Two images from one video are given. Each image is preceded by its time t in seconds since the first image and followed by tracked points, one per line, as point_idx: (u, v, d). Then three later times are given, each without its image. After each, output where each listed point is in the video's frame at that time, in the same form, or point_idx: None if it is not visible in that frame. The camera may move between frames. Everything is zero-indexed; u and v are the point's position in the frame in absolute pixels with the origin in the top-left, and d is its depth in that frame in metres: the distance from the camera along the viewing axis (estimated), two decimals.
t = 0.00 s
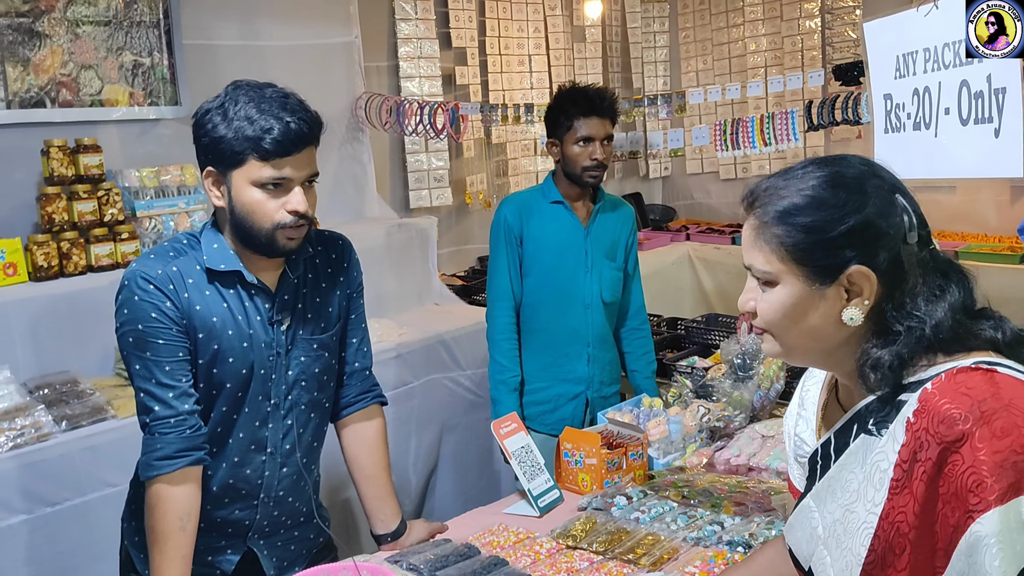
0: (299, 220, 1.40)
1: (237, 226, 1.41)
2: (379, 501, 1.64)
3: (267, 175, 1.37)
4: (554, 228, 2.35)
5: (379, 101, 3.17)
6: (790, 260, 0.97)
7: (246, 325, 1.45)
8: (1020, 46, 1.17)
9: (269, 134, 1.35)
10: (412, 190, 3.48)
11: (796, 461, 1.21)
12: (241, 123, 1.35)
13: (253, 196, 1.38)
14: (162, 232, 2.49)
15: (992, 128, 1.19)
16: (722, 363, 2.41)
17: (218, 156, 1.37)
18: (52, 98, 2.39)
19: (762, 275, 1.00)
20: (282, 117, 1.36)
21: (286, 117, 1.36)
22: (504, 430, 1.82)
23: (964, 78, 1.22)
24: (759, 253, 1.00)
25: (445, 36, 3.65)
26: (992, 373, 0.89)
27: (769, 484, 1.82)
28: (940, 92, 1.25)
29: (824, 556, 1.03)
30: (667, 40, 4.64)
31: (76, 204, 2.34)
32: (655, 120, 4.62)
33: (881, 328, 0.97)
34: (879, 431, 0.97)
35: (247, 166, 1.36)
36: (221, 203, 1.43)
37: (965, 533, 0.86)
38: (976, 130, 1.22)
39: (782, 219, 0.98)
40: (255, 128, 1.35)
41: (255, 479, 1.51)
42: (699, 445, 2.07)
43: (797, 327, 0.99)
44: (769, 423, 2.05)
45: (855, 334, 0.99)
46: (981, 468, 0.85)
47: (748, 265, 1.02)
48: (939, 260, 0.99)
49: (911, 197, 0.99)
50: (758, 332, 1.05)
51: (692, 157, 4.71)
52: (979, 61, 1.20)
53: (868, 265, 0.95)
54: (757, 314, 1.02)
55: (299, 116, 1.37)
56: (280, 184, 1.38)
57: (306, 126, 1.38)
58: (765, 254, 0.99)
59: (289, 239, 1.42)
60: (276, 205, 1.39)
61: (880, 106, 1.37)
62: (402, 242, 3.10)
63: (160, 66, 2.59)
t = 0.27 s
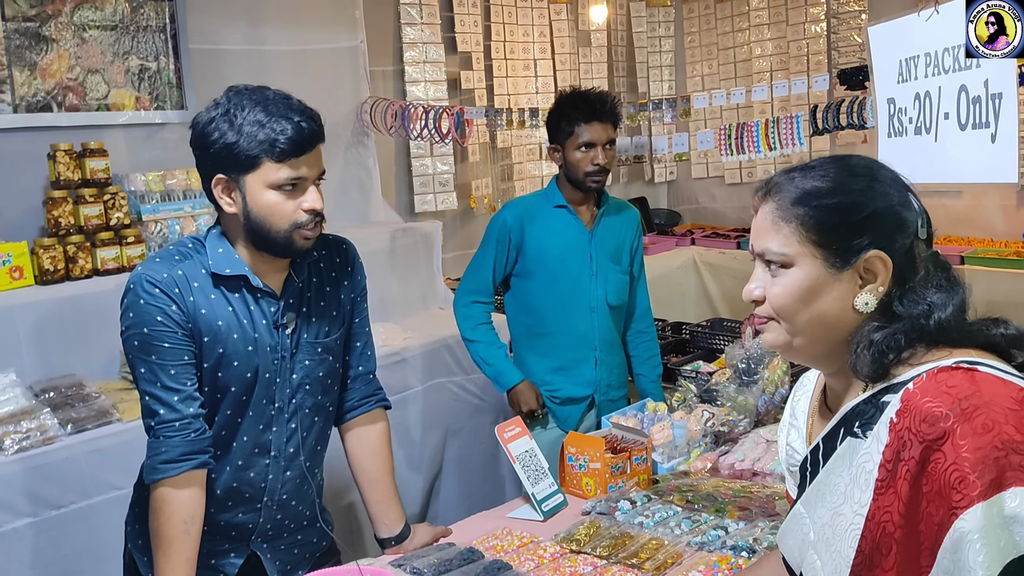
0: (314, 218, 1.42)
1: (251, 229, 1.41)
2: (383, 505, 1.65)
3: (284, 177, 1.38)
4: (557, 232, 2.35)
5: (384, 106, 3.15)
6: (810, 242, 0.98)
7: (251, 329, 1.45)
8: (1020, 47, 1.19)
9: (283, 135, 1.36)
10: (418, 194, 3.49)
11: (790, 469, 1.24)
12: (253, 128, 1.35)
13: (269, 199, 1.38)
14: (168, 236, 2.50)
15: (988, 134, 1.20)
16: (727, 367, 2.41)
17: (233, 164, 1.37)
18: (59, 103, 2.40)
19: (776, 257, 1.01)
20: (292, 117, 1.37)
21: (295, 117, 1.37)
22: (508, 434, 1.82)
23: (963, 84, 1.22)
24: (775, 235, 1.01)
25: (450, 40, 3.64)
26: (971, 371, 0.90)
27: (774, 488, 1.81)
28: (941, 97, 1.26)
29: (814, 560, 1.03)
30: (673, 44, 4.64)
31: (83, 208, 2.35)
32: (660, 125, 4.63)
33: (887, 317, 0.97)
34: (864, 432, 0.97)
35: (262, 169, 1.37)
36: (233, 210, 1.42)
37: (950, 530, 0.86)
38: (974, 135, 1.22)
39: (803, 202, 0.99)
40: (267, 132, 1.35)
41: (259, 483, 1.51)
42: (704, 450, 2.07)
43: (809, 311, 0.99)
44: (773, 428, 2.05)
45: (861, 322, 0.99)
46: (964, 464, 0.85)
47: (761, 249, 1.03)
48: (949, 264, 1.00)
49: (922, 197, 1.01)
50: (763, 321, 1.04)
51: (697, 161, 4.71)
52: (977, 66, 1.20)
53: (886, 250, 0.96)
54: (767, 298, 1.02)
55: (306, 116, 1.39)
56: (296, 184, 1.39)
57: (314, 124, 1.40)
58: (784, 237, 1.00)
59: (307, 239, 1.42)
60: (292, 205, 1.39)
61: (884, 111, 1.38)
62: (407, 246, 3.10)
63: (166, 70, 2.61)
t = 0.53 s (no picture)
0: (321, 222, 1.42)
1: (258, 234, 1.41)
2: (388, 512, 1.65)
3: (289, 181, 1.39)
4: (561, 240, 2.36)
5: (389, 114, 3.19)
6: (828, 244, 1.00)
7: (257, 336, 1.46)
8: (1020, 46, 1.22)
9: (286, 140, 1.37)
10: (423, 202, 3.50)
11: (800, 473, 1.25)
12: (259, 135, 1.36)
13: (276, 204, 1.39)
14: (174, 243, 2.50)
15: (986, 143, 1.22)
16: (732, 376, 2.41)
17: (236, 170, 1.38)
18: (66, 111, 2.42)
19: (795, 255, 1.03)
20: (295, 122, 1.38)
21: (298, 122, 1.38)
22: (513, 442, 1.82)
23: (961, 93, 1.25)
24: (797, 233, 1.03)
25: (456, 49, 3.66)
26: (980, 380, 0.91)
27: (779, 497, 1.80)
28: (941, 106, 1.29)
29: (820, 564, 1.04)
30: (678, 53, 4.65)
31: (89, 215, 2.36)
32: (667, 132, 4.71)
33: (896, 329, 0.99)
34: (872, 438, 0.98)
35: (268, 174, 1.38)
36: (239, 217, 1.42)
37: (953, 536, 0.88)
38: (972, 143, 1.25)
39: (829, 203, 1.00)
40: (272, 137, 1.36)
41: (263, 491, 1.51)
42: (708, 459, 2.05)
43: (818, 312, 1.02)
44: (778, 436, 2.04)
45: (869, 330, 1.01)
46: (970, 471, 0.87)
47: (782, 245, 1.05)
48: (971, 282, 1.00)
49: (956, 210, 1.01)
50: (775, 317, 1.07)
51: (702, 170, 4.71)
52: (975, 76, 1.22)
53: (902, 262, 0.97)
54: (781, 295, 1.05)
55: (309, 120, 1.40)
56: (302, 188, 1.40)
57: (317, 129, 1.41)
58: (805, 235, 1.02)
59: (313, 244, 1.42)
60: (300, 209, 1.40)
61: (887, 119, 1.40)
62: (412, 254, 3.11)
63: (173, 79, 2.62)
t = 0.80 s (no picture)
0: (317, 229, 1.43)
1: (252, 241, 1.43)
2: (390, 520, 1.66)
3: (282, 189, 1.40)
4: (563, 248, 2.37)
5: (393, 124, 3.20)
6: (862, 255, 0.99)
7: (259, 345, 1.47)
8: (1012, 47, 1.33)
9: (281, 147, 1.38)
10: (426, 211, 3.51)
11: (816, 479, 1.22)
12: (253, 143, 1.38)
13: (270, 211, 1.40)
14: (179, 252, 2.51)
15: (978, 156, 1.24)
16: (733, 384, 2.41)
17: (230, 177, 1.40)
18: (73, 120, 2.44)
19: (826, 267, 1.02)
20: (291, 130, 1.39)
21: (295, 130, 1.40)
22: (514, 450, 1.83)
23: (955, 106, 1.26)
24: (826, 244, 1.02)
25: (460, 58, 3.68)
26: (1012, 393, 0.91)
27: (781, 507, 1.80)
28: (936, 119, 1.31)
29: (836, 569, 1.04)
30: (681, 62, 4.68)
31: (94, 224, 2.38)
32: (667, 142, 4.70)
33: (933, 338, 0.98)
34: (898, 444, 0.98)
35: (262, 181, 1.39)
36: (236, 224, 1.44)
37: (978, 547, 0.88)
38: (963, 157, 1.26)
39: (858, 214, 1.00)
40: (266, 145, 1.38)
41: (266, 498, 1.52)
42: (710, 467, 2.06)
43: (855, 324, 1.00)
44: (780, 445, 2.04)
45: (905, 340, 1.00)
46: (998, 483, 0.87)
47: (812, 257, 1.04)
48: (1002, 285, 1.00)
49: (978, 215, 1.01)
50: (808, 330, 1.06)
51: (705, 178, 4.72)
52: (968, 90, 1.24)
53: (938, 269, 0.97)
54: (814, 308, 1.03)
55: (306, 128, 1.41)
56: (295, 196, 1.41)
57: (314, 136, 1.42)
58: (836, 247, 1.01)
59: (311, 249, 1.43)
60: (293, 216, 1.41)
61: (886, 131, 1.44)
62: (415, 263, 3.12)
63: (178, 88, 2.64)
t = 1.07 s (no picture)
0: (310, 238, 1.44)
1: (248, 248, 1.44)
2: (384, 525, 1.67)
3: (275, 198, 1.42)
4: (556, 254, 2.39)
5: (389, 130, 3.23)
6: (884, 267, 0.98)
7: (256, 351, 1.48)
8: (1017, 47, 1.38)
9: (273, 157, 1.39)
10: (422, 216, 3.53)
11: (820, 483, 1.21)
12: (245, 152, 1.40)
13: (263, 220, 1.42)
14: (177, 258, 2.54)
15: (984, 165, 1.25)
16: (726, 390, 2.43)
17: (223, 186, 1.42)
18: (72, 127, 2.45)
19: (846, 272, 1.02)
20: (283, 139, 1.40)
21: (286, 140, 1.41)
22: (509, 456, 1.84)
23: (956, 117, 1.29)
24: (847, 250, 1.02)
25: (456, 65, 3.70)
26: None
27: (774, 513, 1.82)
28: (933, 129, 1.33)
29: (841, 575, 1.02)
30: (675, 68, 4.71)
31: (94, 230, 2.39)
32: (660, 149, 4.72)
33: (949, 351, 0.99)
34: (910, 453, 0.97)
35: (254, 191, 1.41)
36: (232, 233, 1.47)
37: (990, 559, 0.86)
38: (968, 166, 1.28)
39: (883, 221, 0.99)
40: (258, 154, 1.39)
41: (262, 504, 1.53)
42: (704, 473, 2.08)
43: (869, 333, 1.00)
44: (774, 451, 2.06)
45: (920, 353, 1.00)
46: (1011, 496, 0.86)
47: (832, 261, 1.04)
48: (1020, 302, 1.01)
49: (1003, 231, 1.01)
50: (820, 333, 1.05)
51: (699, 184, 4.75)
52: (971, 101, 1.27)
53: (959, 287, 0.96)
54: (829, 311, 1.03)
55: (298, 137, 1.42)
56: (287, 205, 1.43)
57: (306, 146, 1.43)
58: (858, 254, 1.00)
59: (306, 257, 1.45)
60: (286, 225, 1.43)
61: (873, 141, 1.46)
62: (410, 268, 3.13)
63: (177, 96, 2.66)
